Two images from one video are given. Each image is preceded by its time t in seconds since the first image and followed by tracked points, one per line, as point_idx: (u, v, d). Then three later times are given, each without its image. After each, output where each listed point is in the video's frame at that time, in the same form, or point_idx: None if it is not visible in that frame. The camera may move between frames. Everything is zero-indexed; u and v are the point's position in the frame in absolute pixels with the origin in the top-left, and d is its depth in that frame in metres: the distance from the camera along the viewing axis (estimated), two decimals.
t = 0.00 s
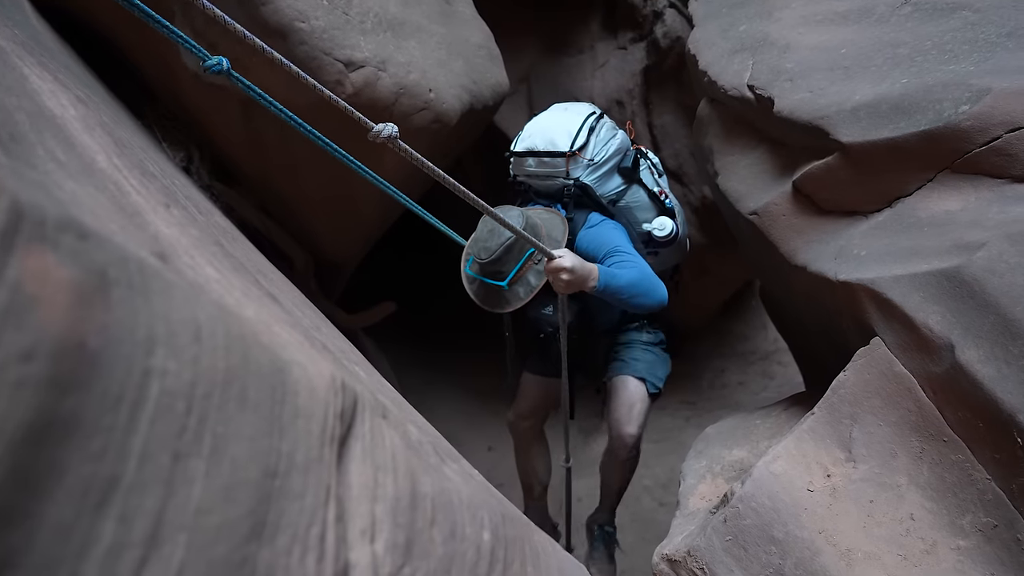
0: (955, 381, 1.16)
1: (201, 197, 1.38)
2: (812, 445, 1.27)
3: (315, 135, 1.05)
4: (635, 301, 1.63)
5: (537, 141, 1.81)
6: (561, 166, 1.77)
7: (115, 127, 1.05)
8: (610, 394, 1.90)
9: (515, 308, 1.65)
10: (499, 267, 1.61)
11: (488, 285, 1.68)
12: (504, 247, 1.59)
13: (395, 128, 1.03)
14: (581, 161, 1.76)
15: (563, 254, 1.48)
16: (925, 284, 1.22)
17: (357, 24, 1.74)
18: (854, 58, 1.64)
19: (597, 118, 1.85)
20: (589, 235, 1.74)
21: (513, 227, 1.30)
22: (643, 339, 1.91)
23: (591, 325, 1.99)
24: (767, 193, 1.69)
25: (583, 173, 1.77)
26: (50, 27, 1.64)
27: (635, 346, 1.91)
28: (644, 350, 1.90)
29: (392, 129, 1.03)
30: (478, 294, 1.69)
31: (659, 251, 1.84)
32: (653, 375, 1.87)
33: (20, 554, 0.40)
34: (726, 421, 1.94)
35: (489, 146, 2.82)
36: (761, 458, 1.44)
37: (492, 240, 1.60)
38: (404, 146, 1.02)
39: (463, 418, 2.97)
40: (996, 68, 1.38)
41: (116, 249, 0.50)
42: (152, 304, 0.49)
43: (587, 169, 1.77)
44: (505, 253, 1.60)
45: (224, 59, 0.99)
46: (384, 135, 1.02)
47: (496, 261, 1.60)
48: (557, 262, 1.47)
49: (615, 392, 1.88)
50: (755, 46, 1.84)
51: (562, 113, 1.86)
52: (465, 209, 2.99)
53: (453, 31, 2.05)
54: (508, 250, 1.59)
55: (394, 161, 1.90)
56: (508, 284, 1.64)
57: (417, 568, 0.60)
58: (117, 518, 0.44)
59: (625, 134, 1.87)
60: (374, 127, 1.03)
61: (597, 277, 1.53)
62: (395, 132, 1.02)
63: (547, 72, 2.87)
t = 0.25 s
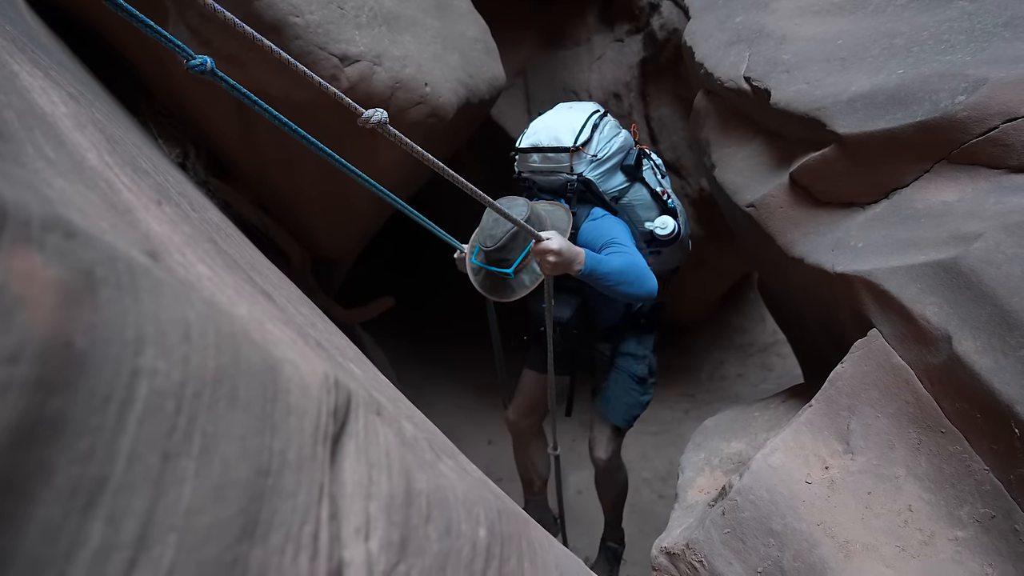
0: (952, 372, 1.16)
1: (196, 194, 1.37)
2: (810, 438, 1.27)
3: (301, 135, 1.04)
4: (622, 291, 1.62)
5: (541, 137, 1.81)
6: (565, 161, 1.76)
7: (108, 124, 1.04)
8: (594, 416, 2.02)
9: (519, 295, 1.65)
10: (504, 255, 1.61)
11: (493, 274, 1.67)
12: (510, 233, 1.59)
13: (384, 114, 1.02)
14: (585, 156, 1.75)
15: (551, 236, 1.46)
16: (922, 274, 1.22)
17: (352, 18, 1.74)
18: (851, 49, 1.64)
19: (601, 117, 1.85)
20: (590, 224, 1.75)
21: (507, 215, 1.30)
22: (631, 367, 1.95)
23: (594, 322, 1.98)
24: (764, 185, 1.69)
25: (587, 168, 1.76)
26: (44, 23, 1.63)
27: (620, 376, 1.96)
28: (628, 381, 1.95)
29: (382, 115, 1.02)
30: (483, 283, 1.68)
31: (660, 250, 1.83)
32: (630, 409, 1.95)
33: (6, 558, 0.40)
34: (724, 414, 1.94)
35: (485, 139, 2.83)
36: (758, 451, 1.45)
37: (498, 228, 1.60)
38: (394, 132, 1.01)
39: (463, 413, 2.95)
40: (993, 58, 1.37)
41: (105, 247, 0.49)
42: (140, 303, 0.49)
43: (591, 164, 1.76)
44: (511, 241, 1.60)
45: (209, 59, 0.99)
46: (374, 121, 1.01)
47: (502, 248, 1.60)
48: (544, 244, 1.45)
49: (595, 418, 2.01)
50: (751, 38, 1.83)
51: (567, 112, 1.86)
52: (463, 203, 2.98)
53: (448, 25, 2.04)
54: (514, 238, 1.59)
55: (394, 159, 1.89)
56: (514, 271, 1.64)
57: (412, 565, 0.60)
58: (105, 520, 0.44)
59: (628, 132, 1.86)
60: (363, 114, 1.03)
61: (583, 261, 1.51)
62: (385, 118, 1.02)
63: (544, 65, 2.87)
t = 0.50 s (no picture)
0: (952, 364, 1.16)
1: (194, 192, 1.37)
2: (810, 431, 1.26)
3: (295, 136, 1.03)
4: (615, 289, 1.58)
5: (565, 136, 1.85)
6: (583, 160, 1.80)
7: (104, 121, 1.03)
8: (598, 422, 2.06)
9: (516, 288, 1.67)
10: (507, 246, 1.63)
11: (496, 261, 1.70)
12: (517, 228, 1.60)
13: (380, 106, 1.01)
14: (602, 157, 1.79)
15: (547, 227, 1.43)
16: (922, 267, 1.21)
17: (349, 13, 1.73)
18: (849, 41, 1.63)
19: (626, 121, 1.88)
20: (598, 226, 1.74)
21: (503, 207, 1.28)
22: (637, 381, 1.97)
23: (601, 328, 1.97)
24: (763, 178, 1.68)
25: (603, 169, 1.78)
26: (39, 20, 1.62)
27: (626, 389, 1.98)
28: (633, 396, 1.97)
29: (377, 107, 1.01)
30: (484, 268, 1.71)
31: (676, 261, 1.81)
32: (632, 423, 1.99)
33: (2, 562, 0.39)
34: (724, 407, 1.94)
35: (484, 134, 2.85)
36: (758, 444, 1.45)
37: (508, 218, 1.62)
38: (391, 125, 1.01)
39: (464, 407, 2.99)
40: (991, 49, 1.37)
41: (99, 247, 0.49)
42: (136, 304, 0.49)
43: (607, 165, 1.79)
44: (515, 236, 1.61)
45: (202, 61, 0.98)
46: (370, 115, 1.00)
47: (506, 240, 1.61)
48: (541, 235, 1.42)
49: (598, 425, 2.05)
50: (749, 30, 1.83)
51: (592, 113, 1.90)
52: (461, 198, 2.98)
53: (445, 19, 2.03)
54: (519, 233, 1.60)
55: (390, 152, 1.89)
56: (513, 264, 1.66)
57: (412, 564, 0.60)
58: (102, 523, 0.44)
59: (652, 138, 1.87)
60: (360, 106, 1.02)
61: (577, 254, 1.47)
62: (381, 111, 1.01)
63: (541, 60, 2.87)
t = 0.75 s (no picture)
0: (942, 359, 1.15)
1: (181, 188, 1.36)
2: (801, 427, 1.26)
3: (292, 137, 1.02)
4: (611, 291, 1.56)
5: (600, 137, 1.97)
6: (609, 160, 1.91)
7: (86, 118, 1.02)
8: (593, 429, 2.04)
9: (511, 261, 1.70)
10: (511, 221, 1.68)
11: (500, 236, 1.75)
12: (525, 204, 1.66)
13: (371, 105, 1.00)
14: (628, 158, 1.89)
15: (544, 227, 1.43)
16: (912, 261, 1.20)
17: (339, 8, 1.71)
18: (840, 34, 1.62)
19: (661, 131, 1.98)
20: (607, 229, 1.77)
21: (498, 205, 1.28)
22: (637, 398, 1.95)
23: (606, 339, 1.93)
24: (755, 173, 1.67)
25: (628, 170, 1.88)
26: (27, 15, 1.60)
27: (625, 403, 1.96)
28: (631, 411, 1.96)
29: (369, 106, 0.99)
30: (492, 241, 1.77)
31: (691, 282, 1.86)
32: (626, 438, 1.97)
33: None
34: (716, 402, 1.94)
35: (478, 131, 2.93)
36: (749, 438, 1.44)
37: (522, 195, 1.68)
38: (382, 124, 0.99)
39: (456, 403, 2.92)
40: (982, 42, 1.36)
41: (60, 246, 0.48)
42: (95, 304, 0.48)
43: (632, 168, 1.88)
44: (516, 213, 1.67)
45: (196, 61, 0.97)
46: (361, 113, 0.98)
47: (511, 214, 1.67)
48: (538, 236, 1.42)
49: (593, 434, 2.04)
50: (741, 24, 1.82)
51: (630, 120, 2.00)
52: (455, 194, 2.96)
53: (437, 14, 2.02)
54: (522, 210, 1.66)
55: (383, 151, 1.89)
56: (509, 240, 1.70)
57: (387, 568, 0.59)
58: (54, 531, 0.44)
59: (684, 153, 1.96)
60: (350, 104, 1.01)
61: (576, 254, 1.47)
62: (372, 109, 0.99)
63: (536, 54, 2.86)
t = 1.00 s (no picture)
0: (938, 360, 1.13)
1: (165, 185, 1.33)
2: (794, 428, 1.24)
3: (277, 142, 1.10)
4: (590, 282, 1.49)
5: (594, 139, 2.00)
6: (602, 158, 1.92)
7: (62, 112, 0.99)
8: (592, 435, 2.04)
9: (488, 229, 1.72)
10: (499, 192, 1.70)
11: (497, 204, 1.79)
12: (511, 178, 1.67)
13: (346, 94, 0.98)
14: (619, 156, 1.90)
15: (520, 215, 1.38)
16: (908, 260, 1.18)
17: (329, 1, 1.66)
18: (836, 27, 1.60)
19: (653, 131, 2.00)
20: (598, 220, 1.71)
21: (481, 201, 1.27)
22: (635, 403, 1.94)
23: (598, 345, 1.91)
24: (749, 169, 1.64)
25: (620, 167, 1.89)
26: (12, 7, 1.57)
27: (623, 408, 1.95)
28: (629, 417, 1.94)
29: (343, 96, 0.98)
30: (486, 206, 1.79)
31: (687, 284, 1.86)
32: (624, 444, 1.96)
33: None
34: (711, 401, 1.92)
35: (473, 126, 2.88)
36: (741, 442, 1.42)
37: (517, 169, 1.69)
38: (357, 114, 0.97)
39: (455, 399, 2.93)
40: (980, 34, 1.33)
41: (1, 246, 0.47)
42: (30, 310, 0.45)
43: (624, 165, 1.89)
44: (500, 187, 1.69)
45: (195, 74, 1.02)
46: (334, 103, 0.97)
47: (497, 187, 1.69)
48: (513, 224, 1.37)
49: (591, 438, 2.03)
50: (736, 17, 1.79)
51: (624, 122, 2.04)
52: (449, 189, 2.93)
53: (430, 8, 2.00)
54: (504, 185, 1.68)
55: (372, 145, 1.86)
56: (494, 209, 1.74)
57: None
58: None
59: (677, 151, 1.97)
60: (323, 94, 0.98)
61: (552, 245, 1.40)
62: (346, 99, 0.98)
63: (531, 48, 2.82)
